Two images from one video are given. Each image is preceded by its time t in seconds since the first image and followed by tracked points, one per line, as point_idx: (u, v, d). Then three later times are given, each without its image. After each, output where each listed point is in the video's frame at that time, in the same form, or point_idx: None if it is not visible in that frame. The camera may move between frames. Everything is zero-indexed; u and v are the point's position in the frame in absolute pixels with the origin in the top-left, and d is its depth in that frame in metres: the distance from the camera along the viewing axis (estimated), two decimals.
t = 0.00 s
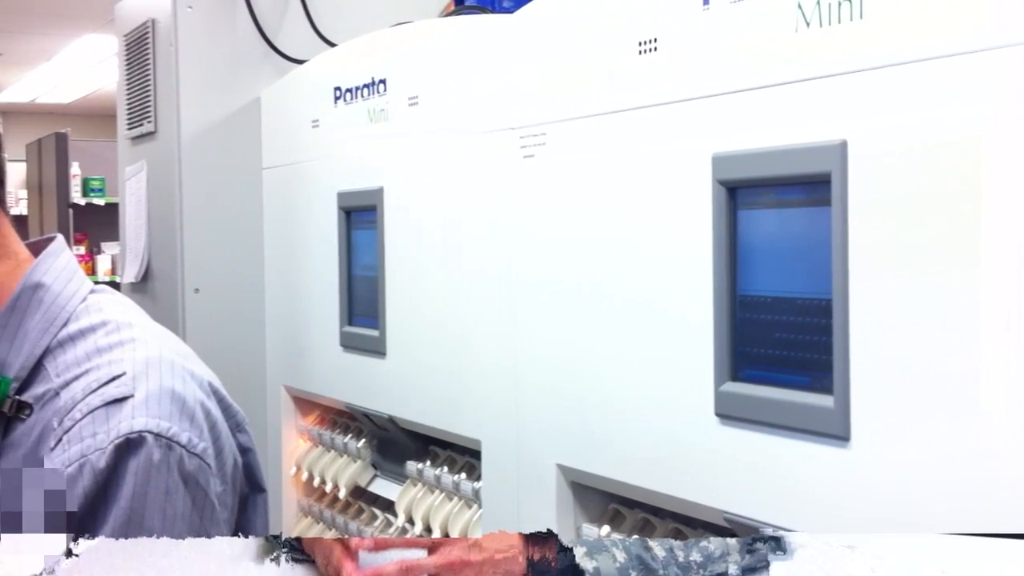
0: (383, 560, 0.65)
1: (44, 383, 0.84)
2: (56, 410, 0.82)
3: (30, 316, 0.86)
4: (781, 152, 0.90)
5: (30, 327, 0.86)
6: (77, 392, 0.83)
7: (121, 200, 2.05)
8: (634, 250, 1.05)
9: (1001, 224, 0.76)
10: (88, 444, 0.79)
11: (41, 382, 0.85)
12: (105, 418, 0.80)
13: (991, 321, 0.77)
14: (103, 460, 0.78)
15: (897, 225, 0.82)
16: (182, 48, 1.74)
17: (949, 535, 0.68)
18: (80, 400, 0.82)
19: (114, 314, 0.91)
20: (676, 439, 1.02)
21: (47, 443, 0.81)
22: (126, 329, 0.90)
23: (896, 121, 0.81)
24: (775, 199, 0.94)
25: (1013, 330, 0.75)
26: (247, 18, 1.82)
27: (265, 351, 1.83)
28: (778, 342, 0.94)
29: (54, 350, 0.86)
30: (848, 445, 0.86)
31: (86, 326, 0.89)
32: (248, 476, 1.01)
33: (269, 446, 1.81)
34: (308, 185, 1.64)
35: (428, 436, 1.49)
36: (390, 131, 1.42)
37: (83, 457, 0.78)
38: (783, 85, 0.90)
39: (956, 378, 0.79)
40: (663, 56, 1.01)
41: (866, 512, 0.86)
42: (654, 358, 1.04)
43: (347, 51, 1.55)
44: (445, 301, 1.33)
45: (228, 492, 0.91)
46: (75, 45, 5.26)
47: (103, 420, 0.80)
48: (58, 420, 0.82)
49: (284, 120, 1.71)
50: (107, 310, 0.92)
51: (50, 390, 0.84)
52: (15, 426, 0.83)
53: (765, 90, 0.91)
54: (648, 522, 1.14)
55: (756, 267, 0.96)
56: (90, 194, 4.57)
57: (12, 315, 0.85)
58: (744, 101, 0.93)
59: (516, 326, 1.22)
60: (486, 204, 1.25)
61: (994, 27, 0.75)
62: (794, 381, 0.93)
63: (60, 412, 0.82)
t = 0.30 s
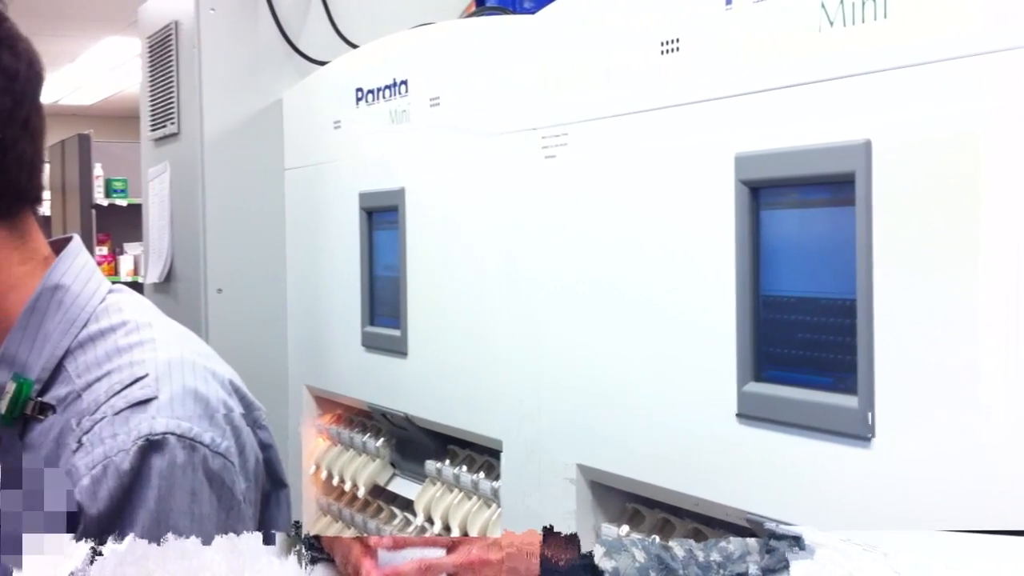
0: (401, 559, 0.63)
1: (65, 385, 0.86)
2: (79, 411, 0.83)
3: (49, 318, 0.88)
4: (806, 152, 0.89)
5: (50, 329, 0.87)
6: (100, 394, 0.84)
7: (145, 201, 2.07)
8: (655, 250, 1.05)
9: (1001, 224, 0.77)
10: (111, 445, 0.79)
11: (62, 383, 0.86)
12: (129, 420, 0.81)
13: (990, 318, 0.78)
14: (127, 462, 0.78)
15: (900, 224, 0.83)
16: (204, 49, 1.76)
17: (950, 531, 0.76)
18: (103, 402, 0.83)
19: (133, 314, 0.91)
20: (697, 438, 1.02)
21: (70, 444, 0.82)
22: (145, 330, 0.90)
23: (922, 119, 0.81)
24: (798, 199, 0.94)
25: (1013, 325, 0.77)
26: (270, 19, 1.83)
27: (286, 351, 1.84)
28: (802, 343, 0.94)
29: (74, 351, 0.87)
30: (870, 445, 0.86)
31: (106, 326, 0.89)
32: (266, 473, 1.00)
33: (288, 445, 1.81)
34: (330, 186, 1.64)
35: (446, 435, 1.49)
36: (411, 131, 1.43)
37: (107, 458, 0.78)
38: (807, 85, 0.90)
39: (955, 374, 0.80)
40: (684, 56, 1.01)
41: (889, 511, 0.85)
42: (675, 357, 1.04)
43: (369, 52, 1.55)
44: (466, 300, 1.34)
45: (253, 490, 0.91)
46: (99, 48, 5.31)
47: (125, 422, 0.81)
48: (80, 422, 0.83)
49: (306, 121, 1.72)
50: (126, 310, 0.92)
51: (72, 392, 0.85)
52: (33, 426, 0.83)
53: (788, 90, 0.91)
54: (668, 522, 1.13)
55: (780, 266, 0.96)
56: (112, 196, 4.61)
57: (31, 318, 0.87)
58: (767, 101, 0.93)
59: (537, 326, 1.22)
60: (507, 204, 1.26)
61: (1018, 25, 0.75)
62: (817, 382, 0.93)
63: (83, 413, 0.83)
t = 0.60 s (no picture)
0: (421, 559, 0.68)
1: (88, 390, 0.79)
2: (112, 414, 0.78)
3: (68, 319, 0.80)
4: (831, 150, 0.89)
5: (69, 331, 0.80)
6: (134, 398, 0.78)
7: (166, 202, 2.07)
8: (678, 249, 1.05)
9: (1001, 224, 0.78)
10: (158, 450, 0.75)
11: (86, 386, 0.80)
12: (174, 424, 0.77)
13: (1003, 315, 0.78)
14: (177, 466, 0.75)
15: (920, 222, 0.83)
16: (227, 51, 1.77)
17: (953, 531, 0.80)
18: (140, 406, 0.78)
19: (154, 314, 0.85)
20: (720, 439, 1.01)
21: (105, 448, 0.77)
22: (167, 330, 0.84)
23: (950, 117, 0.80)
24: (822, 197, 0.93)
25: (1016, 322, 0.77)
26: (292, 20, 1.84)
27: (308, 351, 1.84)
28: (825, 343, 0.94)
29: (97, 353, 0.80)
30: (895, 446, 0.86)
31: (128, 327, 0.82)
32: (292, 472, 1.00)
33: (310, 444, 1.82)
34: (352, 186, 1.65)
35: (467, 436, 1.49)
36: (433, 131, 1.43)
37: (156, 463, 0.75)
38: (832, 83, 0.89)
39: (975, 372, 0.80)
40: (707, 54, 1.01)
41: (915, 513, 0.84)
42: (699, 357, 1.03)
43: (390, 52, 1.55)
44: (488, 301, 1.33)
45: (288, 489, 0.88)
46: (122, 50, 5.35)
47: (170, 426, 0.77)
48: (116, 425, 0.77)
49: (328, 122, 1.72)
50: (145, 306, 0.85)
51: (100, 396, 0.79)
52: (60, 432, 0.78)
53: (814, 88, 0.90)
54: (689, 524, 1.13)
55: (803, 265, 0.96)
56: (134, 196, 4.63)
57: (50, 320, 0.80)
58: (792, 100, 0.92)
59: (559, 326, 1.22)
60: (529, 204, 1.25)
61: None
62: (840, 382, 0.92)
63: (118, 416, 0.78)
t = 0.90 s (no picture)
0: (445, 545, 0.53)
1: (102, 405, 0.71)
2: (139, 434, 0.69)
3: (70, 329, 0.72)
4: (852, 150, 0.88)
5: (73, 342, 0.72)
6: (161, 415, 0.70)
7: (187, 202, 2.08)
8: (699, 249, 1.04)
9: (998, 225, 0.78)
10: (201, 473, 0.66)
11: (95, 401, 0.72)
12: (211, 444, 0.68)
13: (1009, 312, 0.77)
14: (221, 490, 0.66)
15: (942, 221, 0.82)
16: (247, 51, 1.77)
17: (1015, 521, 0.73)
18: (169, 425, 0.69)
19: (160, 320, 0.77)
20: (741, 440, 1.01)
21: (135, 470, 0.68)
22: (179, 340, 0.75)
23: (973, 115, 0.79)
24: (843, 197, 0.93)
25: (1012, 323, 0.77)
26: (311, 19, 1.84)
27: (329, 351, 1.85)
28: (849, 343, 0.93)
29: (103, 365, 0.72)
30: (920, 448, 0.85)
31: (134, 337, 0.74)
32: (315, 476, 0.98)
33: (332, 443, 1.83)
34: (371, 186, 1.65)
35: (490, 435, 1.49)
36: (452, 131, 1.43)
37: (199, 487, 0.66)
38: (853, 82, 0.88)
39: (995, 373, 0.78)
40: (727, 53, 1.00)
41: (938, 516, 0.83)
42: (719, 358, 1.03)
43: (408, 52, 1.55)
44: (508, 300, 1.33)
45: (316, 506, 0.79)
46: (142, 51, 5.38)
47: (210, 446, 0.68)
48: (145, 447, 0.69)
49: (347, 122, 1.73)
50: (147, 313, 0.77)
51: (115, 412, 0.70)
52: (73, 451, 0.71)
53: (835, 87, 0.90)
54: (711, 524, 1.14)
55: (825, 265, 0.95)
56: (155, 197, 4.65)
57: (50, 332, 0.71)
58: (813, 99, 0.92)
59: (579, 326, 1.21)
60: (549, 204, 1.25)
61: None
62: (863, 382, 0.92)
63: (145, 437, 0.69)
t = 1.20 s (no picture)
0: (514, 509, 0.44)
1: (106, 414, 0.71)
2: (145, 443, 0.69)
3: (67, 336, 0.72)
4: (873, 150, 0.88)
5: (71, 350, 0.72)
6: (167, 424, 0.69)
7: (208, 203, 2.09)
8: (719, 249, 1.05)
9: (998, 225, 0.79)
10: (213, 485, 0.66)
11: (96, 409, 0.72)
12: (222, 454, 0.68)
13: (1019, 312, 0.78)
14: (236, 502, 0.66)
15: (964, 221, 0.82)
16: (268, 52, 1.78)
17: None
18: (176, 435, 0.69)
19: (158, 325, 0.76)
20: (761, 440, 1.01)
21: (143, 480, 0.68)
22: (180, 346, 0.75)
23: (994, 115, 0.79)
24: (864, 198, 0.93)
25: (1011, 328, 0.79)
26: (333, 20, 1.85)
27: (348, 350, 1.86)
28: (869, 343, 0.93)
29: (102, 373, 0.72)
30: (941, 448, 0.84)
31: (134, 343, 0.74)
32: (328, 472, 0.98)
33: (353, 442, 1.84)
34: (392, 186, 1.66)
35: (511, 435, 1.50)
36: (472, 132, 1.43)
37: (213, 499, 0.66)
38: (874, 82, 0.88)
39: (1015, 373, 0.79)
40: (748, 54, 1.00)
41: (959, 515, 0.83)
42: (739, 358, 1.03)
43: (429, 53, 1.56)
44: (528, 300, 1.34)
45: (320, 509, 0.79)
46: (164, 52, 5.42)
47: (220, 457, 0.67)
48: (152, 457, 0.68)
49: (368, 122, 1.74)
50: (144, 316, 0.77)
51: (118, 421, 0.71)
52: (74, 461, 0.71)
53: (856, 87, 0.90)
54: (731, 524, 1.14)
55: (847, 265, 0.95)
56: (178, 197, 4.67)
57: (46, 340, 0.71)
58: (834, 99, 0.92)
59: (599, 325, 1.22)
60: (569, 204, 1.26)
61: None
62: (884, 383, 0.92)
63: (152, 446, 0.69)
